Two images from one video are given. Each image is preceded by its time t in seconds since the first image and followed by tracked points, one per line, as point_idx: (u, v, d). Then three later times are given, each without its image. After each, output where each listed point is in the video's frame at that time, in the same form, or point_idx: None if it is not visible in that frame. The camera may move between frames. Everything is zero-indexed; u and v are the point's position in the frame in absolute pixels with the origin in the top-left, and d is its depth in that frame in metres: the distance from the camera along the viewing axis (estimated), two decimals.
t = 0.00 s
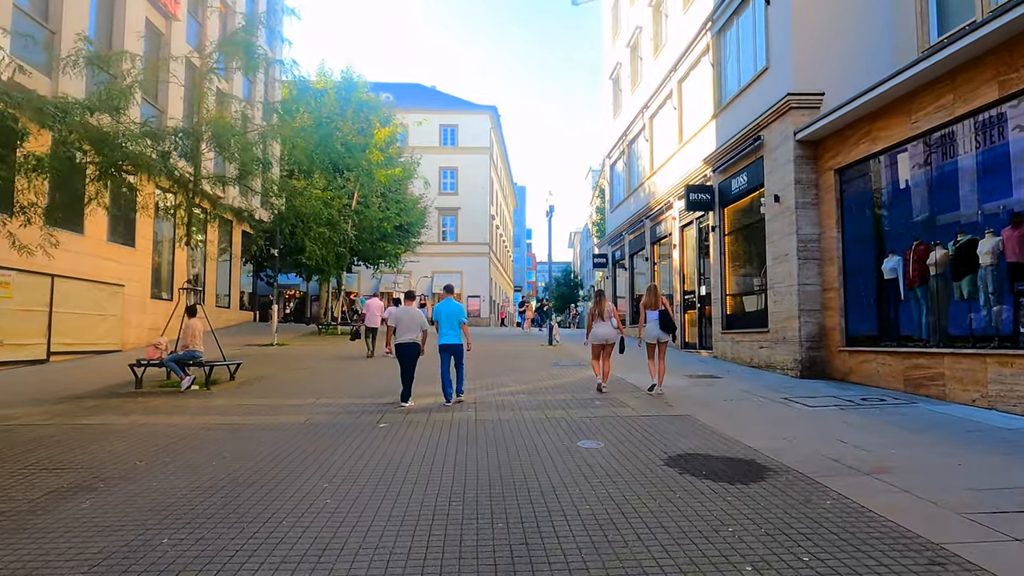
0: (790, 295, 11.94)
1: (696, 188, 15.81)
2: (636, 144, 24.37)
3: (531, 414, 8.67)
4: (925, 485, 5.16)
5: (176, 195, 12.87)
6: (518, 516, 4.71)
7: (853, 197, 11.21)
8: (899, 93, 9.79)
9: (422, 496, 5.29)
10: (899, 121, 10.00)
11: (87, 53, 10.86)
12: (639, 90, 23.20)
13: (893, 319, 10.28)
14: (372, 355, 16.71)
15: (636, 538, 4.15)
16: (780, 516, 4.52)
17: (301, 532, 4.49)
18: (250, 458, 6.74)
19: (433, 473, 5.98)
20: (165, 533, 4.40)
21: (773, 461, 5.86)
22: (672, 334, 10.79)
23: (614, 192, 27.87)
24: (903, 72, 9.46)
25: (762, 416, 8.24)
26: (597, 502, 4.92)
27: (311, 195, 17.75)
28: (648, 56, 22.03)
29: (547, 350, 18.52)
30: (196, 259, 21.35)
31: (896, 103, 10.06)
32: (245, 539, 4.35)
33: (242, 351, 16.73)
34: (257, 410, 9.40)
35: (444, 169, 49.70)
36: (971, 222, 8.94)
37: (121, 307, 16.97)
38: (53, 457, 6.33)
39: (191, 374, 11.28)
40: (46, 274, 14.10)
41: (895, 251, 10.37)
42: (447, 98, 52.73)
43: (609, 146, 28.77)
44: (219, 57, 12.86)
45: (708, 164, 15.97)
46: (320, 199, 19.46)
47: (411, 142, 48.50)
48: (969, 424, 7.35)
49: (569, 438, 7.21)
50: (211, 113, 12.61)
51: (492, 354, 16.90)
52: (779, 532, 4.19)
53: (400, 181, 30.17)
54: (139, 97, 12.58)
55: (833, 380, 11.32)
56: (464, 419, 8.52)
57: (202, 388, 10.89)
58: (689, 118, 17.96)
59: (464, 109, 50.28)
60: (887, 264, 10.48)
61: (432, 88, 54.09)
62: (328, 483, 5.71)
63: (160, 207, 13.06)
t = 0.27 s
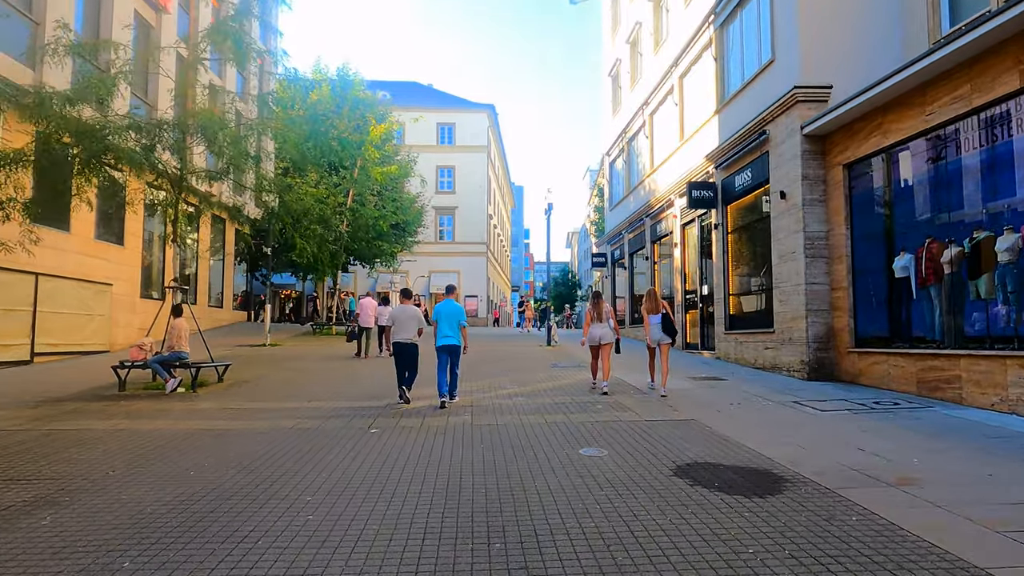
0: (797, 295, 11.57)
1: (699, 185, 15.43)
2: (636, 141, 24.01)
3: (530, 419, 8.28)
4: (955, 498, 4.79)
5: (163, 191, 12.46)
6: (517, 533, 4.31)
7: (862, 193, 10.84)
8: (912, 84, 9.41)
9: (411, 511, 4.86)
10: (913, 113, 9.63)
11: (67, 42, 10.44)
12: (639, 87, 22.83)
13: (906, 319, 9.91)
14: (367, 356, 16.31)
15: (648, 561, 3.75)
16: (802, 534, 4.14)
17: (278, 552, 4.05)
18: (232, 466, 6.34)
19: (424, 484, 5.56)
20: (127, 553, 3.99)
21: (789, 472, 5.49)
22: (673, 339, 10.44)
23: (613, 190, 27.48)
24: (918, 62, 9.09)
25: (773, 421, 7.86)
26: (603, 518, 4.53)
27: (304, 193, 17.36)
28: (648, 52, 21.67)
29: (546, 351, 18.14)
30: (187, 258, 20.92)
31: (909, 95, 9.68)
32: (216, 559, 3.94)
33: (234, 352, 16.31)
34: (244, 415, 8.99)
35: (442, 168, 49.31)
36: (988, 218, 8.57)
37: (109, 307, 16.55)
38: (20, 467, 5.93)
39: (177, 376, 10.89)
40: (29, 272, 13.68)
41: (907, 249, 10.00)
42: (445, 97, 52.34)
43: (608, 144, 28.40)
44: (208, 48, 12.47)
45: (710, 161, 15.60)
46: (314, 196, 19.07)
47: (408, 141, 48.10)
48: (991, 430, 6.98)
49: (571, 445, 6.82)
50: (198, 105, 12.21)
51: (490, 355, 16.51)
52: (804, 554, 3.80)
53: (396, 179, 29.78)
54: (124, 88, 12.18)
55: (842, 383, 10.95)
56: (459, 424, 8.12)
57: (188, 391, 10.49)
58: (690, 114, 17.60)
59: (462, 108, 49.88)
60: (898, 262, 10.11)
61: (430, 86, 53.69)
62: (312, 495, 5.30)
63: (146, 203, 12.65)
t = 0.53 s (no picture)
0: (802, 295, 11.24)
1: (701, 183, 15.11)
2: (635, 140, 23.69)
3: (527, 425, 7.94)
4: (981, 514, 4.46)
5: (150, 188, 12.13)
6: (512, 553, 3.96)
7: (870, 191, 10.52)
8: (923, 78, 9.09)
9: (399, 526, 4.51)
10: (923, 108, 9.31)
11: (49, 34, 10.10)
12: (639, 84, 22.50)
13: (915, 320, 9.60)
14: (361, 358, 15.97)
15: None
16: (821, 556, 3.81)
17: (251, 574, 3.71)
18: (212, 476, 6.00)
19: (414, 497, 5.22)
20: None
21: (803, 485, 5.15)
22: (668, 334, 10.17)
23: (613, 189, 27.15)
24: (930, 55, 8.76)
25: (781, 427, 7.53)
26: (606, 537, 4.18)
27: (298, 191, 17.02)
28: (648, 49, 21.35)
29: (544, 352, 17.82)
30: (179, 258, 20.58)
31: (920, 89, 9.36)
32: None
33: (225, 353, 15.97)
34: (230, 420, 8.66)
35: (440, 168, 48.96)
36: (1002, 216, 8.26)
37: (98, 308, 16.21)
38: None
39: (163, 379, 10.54)
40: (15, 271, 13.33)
41: (917, 249, 9.69)
42: (443, 96, 51.99)
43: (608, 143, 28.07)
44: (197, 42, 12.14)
45: (712, 159, 15.28)
46: (308, 195, 18.73)
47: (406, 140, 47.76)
48: (1011, 438, 6.65)
49: (569, 454, 6.48)
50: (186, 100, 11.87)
51: (487, 357, 16.18)
52: None
53: (393, 178, 29.44)
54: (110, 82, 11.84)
55: (849, 387, 10.62)
56: (453, 430, 7.78)
57: (174, 394, 10.15)
58: (691, 112, 17.29)
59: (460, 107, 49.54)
60: (908, 262, 9.79)
61: (428, 86, 53.35)
62: (293, 508, 4.95)
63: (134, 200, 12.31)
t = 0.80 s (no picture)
0: (808, 296, 10.89)
1: (703, 181, 14.76)
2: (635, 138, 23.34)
3: (523, 432, 7.59)
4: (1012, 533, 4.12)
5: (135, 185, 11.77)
6: None
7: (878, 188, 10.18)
8: (936, 70, 8.75)
9: (383, 546, 4.15)
10: (936, 101, 8.96)
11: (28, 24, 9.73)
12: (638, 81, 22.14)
13: (926, 322, 9.26)
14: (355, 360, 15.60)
15: None
16: None
17: None
18: (187, 487, 5.64)
19: (401, 511, 4.86)
20: None
21: (818, 500, 4.80)
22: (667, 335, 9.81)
23: (612, 188, 26.80)
24: (943, 45, 8.42)
25: (789, 435, 7.18)
26: (608, 560, 3.83)
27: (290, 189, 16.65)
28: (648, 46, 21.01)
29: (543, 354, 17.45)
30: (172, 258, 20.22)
31: (932, 82, 9.01)
32: None
33: (216, 355, 15.60)
34: (214, 426, 8.29)
35: (438, 167, 48.59)
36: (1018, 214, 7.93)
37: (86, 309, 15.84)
38: None
39: (146, 382, 10.18)
40: None
41: (929, 248, 9.35)
42: (441, 95, 51.63)
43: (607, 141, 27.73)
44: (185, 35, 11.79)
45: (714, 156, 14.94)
46: (302, 194, 18.36)
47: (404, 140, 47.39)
48: None
49: (567, 465, 6.13)
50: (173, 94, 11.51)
51: (484, 359, 15.81)
52: None
53: (390, 177, 29.08)
54: (94, 76, 11.48)
55: (857, 390, 10.27)
56: (446, 438, 7.43)
57: (158, 399, 9.79)
58: (693, 108, 16.95)
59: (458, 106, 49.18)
60: (919, 262, 9.45)
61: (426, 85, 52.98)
62: (271, 525, 4.59)
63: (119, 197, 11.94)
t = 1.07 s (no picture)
0: (818, 296, 10.54)
1: (707, 178, 14.42)
2: (638, 135, 22.99)
3: (523, 438, 7.24)
4: None
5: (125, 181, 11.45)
6: None
7: (891, 184, 9.83)
8: (953, 59, 8.40)
9: (370, 563, 3.79)
10: (953, 93, 8.61)
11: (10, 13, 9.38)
12: (641, 77, 21.79)
13: (941, 323, 8.92)
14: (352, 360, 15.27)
15: None
16: None
17: None
18: (165, 499, 5.30)
19: (391, 523, 4.51)
20: None
21: (840, 516, 4.46)
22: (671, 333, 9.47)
23: (614, 186, 26.44)
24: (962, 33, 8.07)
25: (803, 441, 6.83)
26: None
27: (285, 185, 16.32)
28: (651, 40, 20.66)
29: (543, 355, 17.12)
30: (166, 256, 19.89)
31: (949, 72, 8.66)
32: None
33: (210, 356, 15.27)
34: (201, 431, 7.96)
35: (438, 166, 48.24)
36: None
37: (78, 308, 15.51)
38: None
39: (134, 385, 9.85)
40: None
41: (943, 246, 9.01)
42: (441, 93, 51.28)
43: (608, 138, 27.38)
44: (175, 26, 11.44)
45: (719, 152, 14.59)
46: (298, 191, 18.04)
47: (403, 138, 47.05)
48: None
49: (569, 474, 5.78)
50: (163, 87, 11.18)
51: (484, 359, 15.47)
52: None
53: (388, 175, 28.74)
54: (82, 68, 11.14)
55: (868, 393, 9.92)
56: (442, 444, 7.08)
57: (145, 401, 9.45)
58: (696, 104, 16.61)
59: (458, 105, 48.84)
60: (933, 259, 9.11)
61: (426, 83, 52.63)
62: (250, 538, 4.24)
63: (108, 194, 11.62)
